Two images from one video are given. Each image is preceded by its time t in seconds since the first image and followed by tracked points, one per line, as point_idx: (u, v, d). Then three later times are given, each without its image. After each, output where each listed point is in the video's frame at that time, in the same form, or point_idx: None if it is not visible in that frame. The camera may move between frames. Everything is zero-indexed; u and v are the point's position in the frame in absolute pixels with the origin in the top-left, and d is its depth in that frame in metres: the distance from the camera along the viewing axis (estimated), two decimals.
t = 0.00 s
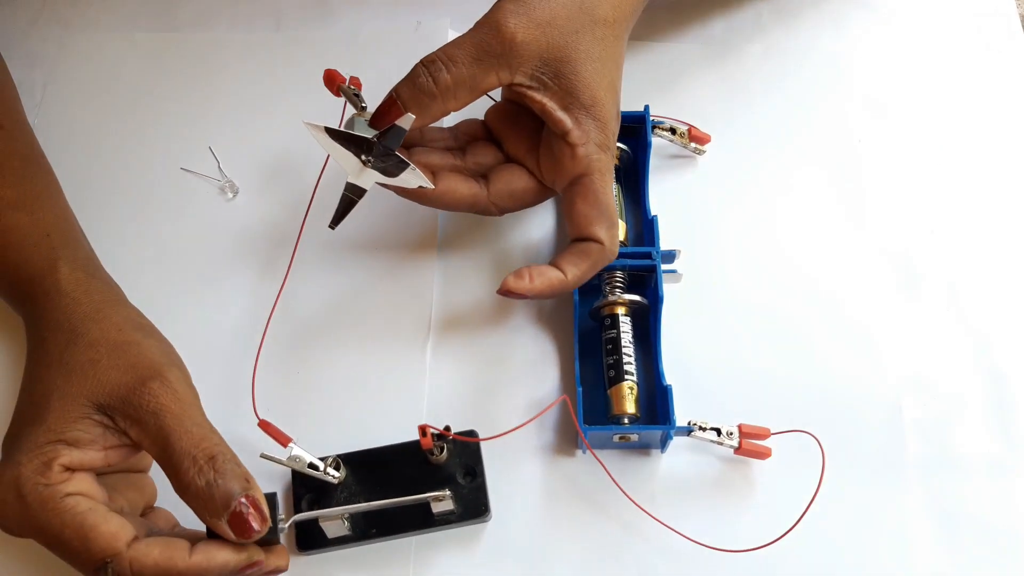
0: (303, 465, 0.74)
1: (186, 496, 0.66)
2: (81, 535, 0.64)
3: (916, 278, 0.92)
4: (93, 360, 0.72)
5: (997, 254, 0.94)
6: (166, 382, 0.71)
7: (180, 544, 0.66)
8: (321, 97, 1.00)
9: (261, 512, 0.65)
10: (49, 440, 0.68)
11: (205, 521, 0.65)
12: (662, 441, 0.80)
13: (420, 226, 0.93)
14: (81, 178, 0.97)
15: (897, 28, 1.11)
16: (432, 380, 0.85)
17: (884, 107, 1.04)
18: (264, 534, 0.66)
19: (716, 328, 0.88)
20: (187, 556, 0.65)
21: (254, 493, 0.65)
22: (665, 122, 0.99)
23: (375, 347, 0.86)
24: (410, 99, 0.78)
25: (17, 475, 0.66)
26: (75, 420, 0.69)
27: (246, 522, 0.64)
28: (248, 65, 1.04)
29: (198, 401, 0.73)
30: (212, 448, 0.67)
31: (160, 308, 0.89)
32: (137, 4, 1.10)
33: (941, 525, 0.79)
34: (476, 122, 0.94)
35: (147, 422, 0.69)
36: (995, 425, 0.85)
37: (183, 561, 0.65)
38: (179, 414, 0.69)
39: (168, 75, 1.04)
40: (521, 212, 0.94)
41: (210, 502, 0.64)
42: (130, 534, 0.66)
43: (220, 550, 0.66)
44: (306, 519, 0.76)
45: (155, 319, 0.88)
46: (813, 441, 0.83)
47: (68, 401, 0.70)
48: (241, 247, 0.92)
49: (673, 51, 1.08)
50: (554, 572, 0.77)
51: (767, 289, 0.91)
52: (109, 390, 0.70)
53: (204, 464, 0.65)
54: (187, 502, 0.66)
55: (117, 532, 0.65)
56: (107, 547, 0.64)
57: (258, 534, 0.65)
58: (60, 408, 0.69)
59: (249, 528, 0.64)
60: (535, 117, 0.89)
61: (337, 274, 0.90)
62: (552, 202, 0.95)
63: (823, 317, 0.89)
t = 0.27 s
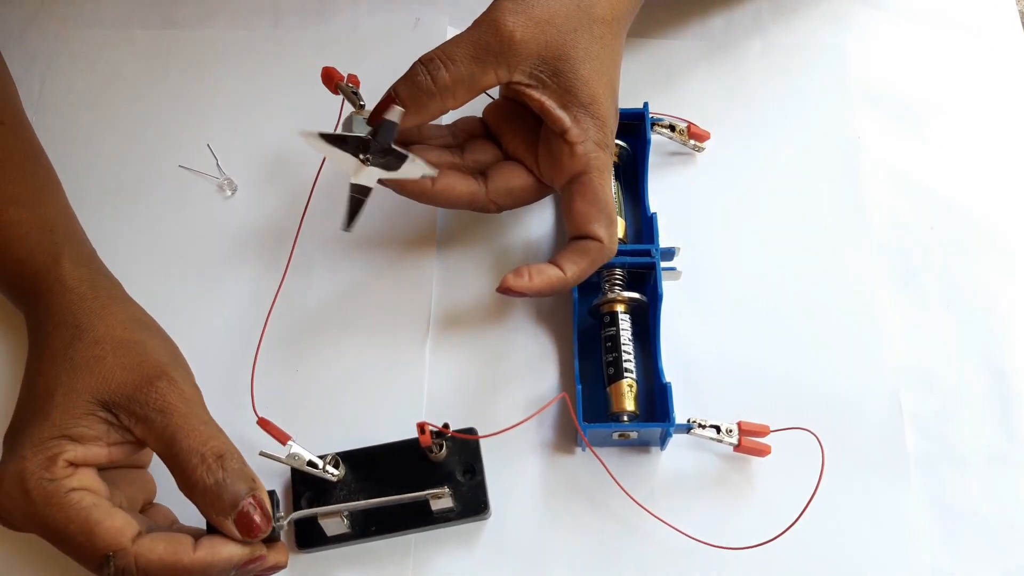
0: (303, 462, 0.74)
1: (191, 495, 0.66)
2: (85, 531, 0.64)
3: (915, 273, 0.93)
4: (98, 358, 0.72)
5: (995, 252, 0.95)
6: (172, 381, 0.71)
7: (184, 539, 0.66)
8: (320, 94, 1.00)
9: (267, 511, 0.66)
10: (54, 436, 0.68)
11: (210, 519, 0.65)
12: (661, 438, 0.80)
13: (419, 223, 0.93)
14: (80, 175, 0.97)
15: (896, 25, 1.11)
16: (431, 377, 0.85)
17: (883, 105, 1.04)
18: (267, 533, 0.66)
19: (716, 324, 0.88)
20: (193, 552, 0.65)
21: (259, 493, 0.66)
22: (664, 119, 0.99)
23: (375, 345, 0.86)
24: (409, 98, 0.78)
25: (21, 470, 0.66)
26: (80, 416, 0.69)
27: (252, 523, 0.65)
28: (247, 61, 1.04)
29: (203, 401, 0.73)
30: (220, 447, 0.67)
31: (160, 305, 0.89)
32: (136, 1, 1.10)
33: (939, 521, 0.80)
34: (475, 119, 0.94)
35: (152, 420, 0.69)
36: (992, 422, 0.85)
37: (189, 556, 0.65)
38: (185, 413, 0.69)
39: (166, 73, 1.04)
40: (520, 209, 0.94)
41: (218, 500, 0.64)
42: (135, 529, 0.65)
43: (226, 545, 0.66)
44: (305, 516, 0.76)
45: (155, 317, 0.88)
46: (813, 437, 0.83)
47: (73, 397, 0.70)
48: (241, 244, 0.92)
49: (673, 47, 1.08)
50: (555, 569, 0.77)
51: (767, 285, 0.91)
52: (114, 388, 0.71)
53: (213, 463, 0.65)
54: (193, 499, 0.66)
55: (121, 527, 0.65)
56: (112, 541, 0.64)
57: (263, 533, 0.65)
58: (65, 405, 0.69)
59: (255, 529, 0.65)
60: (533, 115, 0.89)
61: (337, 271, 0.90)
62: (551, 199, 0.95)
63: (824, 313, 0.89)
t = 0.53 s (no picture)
0: (300, 459, 0.74)
1: (189, 492, 0.66)
2: (81, 528, 0.63)
3: (915, 268, 0.93)
4: (94, 355, 0.72)
5: (996, 246, 0.94)
6: (169, 378, 0.71)
7: (180, 537, 0.65)
8: (317, 88, 0.99)
9: (264, 509, 0.65)
10: (49, 433, 0.67)
11: (208, 516, 0.65)
12: (661, 433, 0.79)
13: (417, 218, 0.92)
14: (74, 170, 0.97)
15: (896, 18, 1.11)
16: (430, 373, 0.85)
17: (882, 99, 1.04)
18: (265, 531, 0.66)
19: (715, 319, 0.88)
20: (189, 549, 0.65)
21: (257, 490, 0.65)
22: (664, 112, 0.98)
23: (373, 340, 0.86)
24: (406, 92, 0.77)
25: (16, 467, 0.66)
26: (75, 414, 0.69)
27: (250, 521, 0.64)
28: (243, 54, 1.03)
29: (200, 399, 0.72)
30: (217, 444, 0.67)
31: (157, 301, 0.88)
32: None
33: (938, 517, 0.80)
34: (473, 113, 0.93)
35: (149, 417, 0.69)
36: (993, 417, 0.85)
37: (185, 554, 0.64)
38: (182, 410, 0.68)
39: (161, 66, 1.03)
40: (519, 204, 0.93)
41: (216, 496, 0.64)
42: (131, 527, 0.65)
43: (222, 542, 0.66)
44: (302, 514, 0.75)
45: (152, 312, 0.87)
46: (813, 433, 0.83)
47: (69, 394, 0.69)
48: (237, 239, 0.91)
49: (672, 40, 1.07)
50: (554, 565, 0.76)
51: (767, 279, 0.90)
52: (110, 385, 0.70)
53: (211, 460, 0.65)
54: (190, 496, 0.66)
55: (117, 525, 0.64)
56: (107, 538, 0.64)
57: (261, 531, 0.65)
58: (60, 402, 0.69)
59: (253, 526, 0.64)
60: (532, 108, 0.88)
61: (334, 267, 0.90)
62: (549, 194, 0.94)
63: (825, 308, 0.89)
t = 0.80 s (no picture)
0: (299, 461, 0.74)
1: (178, 496, 0.65)
2: (70, 529, 0.63)
3: (916, 264, 0.92)
4: (94, 355, 0.72)
5: (999, 241, 0.93)
6: (168, 383, 0.70)
7: (169, 540, 0.65)
8: (316, 85, 0.99)
9: (253, 512, 0.65)
10: (45, 432, 0.67)
11: (196, 520, 0.65)
12: (661, 431, 0.79)
13: (416, 216, 0.92)
14: (73, 167, 0.97)
15: (897, 13, 1.10)
16: (429, 371, 0.84)
17: (884, 94, 1.03)
18: (255, 534, 0.66)
19: (716, 317, 0.87)
20: (176, 554, 0.64)
21: (245, 493, 0.64)
22: (664, 109, 0.98)
23: (371, 338, 0.86)
24: (403, 89, 0.77)
25: (10, 464, 0.66)
26: (72, 415, 0.69)
27: (237, 522, 0.64)
28: (242, 52, 1.03)
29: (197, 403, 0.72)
30: (210, 448, 0.66)
31: (155, 299, 0.88)
32: None
33: (940, 515, 0.79)
34: (471, 109, 0.92)
35: (146, 421, 0.68)
36: (995, 415, 0.84)
37: (171, 559, 0.64)
38: (180, 416, 0.68)
39: (160, 63, 1.03)
40: (518, 201, 0.93)
41: (202, 499, 0.64)
42: (120, 529, 0.65)
43: (210, 547, 0.65)
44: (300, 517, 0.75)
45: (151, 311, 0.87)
46: (814, 433, 0.82)
47: (67, 395, 0.69)
48: (236, 237, 0.91)
49: (672, 36, 1.06)
50: (553, 564, 0.76)
51: (768, 276, 0.90)
52: (109, 387, 0.70)
53: (197, 464, 0.65)
54: (179, 501, 0.66)
55: (106, 527, 0.64)
56: (94, 540, 0.63)
57: (248, 533, 0.65)
58: (57, 403, 0.69)
59: (241, 528, 0.64)
60: (529, 105, 0.87)
61: (333, 265, 0.90)
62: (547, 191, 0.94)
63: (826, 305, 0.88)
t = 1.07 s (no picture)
0: (300, 457, 0.73)
1: (178, 492, 0.65)
2: (69, 524, 0.63)
3: (919, 261, 0.91)
4: (96, 352, 0.72)
5: (1003, 238, 0.93)
6: (168, 379, 0.70)
7: (168, 536, 0.65)
8: (317, 83, 0.99)
9: (253, 507, 0.64)
10: (45, 428, 0.67)
11: (196, 516, 0.64)
12: (663, 430, 0.78)
13: (417, 213, 0.92)
14: (74, 165, 0.97)
15: (900, 9, 1.10)
16: (430, 369, 0.84)
17: (887, 90, 1.03)
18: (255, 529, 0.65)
19: (718, 314, 0.87)
20: (175, 549, 0.64)
21: (245, 488, 0.64)
22: (666, 105, 0.98)
23: (372, 335, 0.85)
24: (402, 87, 0.77)
25: (10, 459, 0.66)
26: (72, 411, 0.69)
27: (237, 518, 0.63)
28: (243, 49, 1.03)
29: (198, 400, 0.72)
30: (209, 444, 0.66)
31: (156, 297, 0.88)
32: None
33: (944, 514, 0.79)
34: (470, 106, 0.92)
35: (147, 417, 0.68)
36: (999, 413, 0.84)
37: (170, 554, 0.64)
38: (180, 412, 0.68)
39: (160, 61, 1.03)
40: (517, 197, 0.92)
41: (202, 494, 0.63)
42: (119, 525, 0.65)
43: (210, 542, 0.65)
44: (301, 514, 0.75)
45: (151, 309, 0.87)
46: (817, 430, 0.81)
47: (67, 390, 0.69)
48: (237, 235, 0.91)
49: (673, 32, 1.06)
50: (555, 562, 0.76)
51: (770, 273, 0.89)
52: (109, 383, 0.70)
53: (196, 459, 0.65)
54: (179, 496, 0.65)
55: (105, 522, 0.64)
56: (93, 535, 0.63)
57: (248, 528, 0.64)
58: (57, 399, 0.69)
59: (240, 523, 0.63)
60: (528, 101, 0.87)
61: (334, 262, 0.89)
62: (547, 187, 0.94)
63: (828, 301, 0.88)
